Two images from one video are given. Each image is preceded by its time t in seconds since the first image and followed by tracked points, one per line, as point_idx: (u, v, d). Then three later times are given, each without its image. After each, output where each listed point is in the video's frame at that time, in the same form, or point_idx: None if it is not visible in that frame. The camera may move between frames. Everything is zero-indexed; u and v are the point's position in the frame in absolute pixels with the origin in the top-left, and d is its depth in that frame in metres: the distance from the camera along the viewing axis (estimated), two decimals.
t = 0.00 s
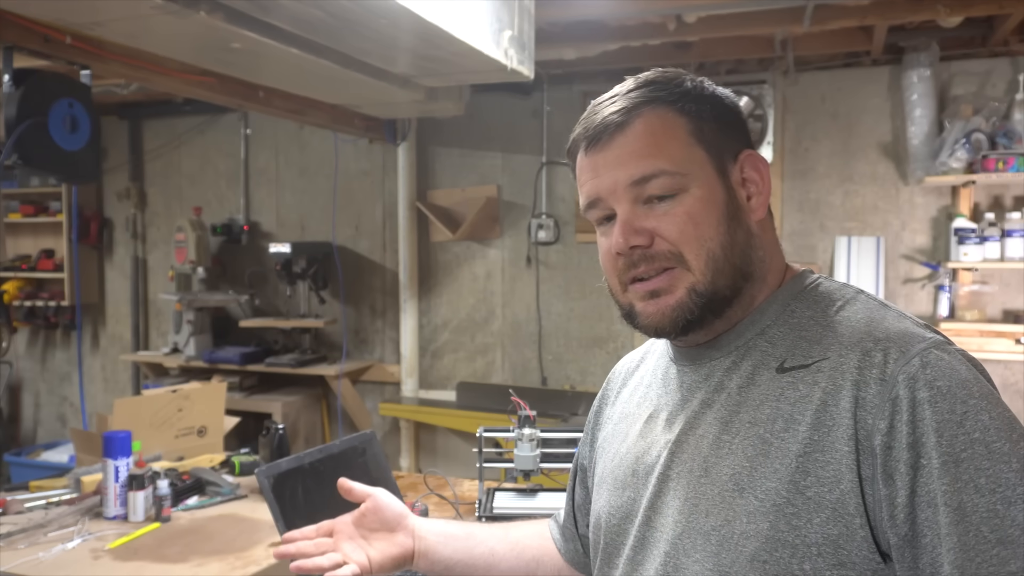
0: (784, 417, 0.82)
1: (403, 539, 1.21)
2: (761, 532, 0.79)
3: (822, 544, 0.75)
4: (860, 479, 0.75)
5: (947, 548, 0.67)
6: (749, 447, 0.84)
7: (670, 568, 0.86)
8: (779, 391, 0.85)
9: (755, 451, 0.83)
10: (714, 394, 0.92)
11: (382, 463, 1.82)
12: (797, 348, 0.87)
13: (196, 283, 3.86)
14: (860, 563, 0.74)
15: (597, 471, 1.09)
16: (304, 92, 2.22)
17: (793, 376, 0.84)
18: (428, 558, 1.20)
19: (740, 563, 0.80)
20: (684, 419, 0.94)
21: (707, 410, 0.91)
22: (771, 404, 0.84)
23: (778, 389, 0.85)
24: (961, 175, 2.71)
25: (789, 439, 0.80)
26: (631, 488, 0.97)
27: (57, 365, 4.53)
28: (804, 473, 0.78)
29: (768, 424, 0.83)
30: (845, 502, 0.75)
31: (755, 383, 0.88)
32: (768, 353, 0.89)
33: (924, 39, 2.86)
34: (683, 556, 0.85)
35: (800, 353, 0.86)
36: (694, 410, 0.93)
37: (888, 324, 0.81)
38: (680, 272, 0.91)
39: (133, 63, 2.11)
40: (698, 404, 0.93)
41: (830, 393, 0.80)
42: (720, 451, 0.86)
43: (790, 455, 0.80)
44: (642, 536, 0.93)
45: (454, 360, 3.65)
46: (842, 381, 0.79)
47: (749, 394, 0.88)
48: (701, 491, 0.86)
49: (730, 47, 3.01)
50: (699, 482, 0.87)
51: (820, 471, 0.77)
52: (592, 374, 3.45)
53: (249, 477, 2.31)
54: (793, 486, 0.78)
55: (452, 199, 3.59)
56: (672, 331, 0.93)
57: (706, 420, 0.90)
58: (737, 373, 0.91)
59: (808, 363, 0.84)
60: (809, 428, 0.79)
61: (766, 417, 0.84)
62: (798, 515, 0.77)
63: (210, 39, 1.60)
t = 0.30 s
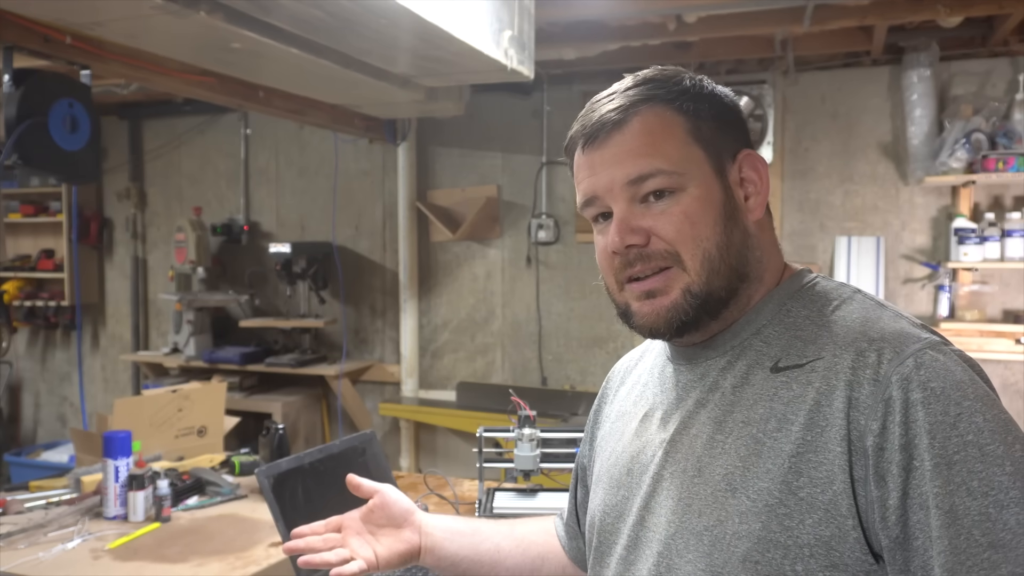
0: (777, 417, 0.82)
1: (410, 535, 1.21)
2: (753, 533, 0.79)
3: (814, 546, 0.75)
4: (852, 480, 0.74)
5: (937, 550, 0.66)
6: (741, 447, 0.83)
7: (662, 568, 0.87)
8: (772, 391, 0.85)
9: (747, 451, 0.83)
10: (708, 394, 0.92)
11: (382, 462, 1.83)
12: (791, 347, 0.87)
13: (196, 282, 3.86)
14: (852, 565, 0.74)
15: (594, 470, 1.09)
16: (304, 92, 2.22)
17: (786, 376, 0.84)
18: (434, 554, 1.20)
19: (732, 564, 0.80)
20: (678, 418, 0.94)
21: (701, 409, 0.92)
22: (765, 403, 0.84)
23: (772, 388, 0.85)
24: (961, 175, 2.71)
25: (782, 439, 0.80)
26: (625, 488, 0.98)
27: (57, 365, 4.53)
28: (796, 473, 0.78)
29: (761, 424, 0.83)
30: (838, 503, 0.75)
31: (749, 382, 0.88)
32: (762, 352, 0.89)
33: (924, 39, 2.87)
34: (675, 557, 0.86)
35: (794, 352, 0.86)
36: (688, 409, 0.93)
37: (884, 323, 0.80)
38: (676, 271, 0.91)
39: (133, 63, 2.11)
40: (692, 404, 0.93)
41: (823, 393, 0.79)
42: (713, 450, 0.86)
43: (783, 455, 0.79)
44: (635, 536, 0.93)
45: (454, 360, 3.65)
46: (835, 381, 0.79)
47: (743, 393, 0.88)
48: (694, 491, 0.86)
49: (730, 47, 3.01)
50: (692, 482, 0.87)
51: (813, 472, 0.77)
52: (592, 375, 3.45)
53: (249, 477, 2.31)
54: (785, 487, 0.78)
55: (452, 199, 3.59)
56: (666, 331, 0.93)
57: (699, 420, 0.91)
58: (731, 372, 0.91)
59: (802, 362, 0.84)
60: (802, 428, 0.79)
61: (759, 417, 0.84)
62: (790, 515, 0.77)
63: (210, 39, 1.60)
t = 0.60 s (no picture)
0: (771, 421, 0.82)
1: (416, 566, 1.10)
2: (748, 538, 0.79)
3: (809, 552, 0.75)
4: (847, 485, 0.74)
5: (928, 556, 0.66)
6: (735, 451, 0.83)
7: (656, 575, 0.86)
8: (766, 394, 0.84)
9: (741, 455, 0.83)
10: (703, 396, 0.92)
11: (382, 463, 1.82)
12: (785, 349, 0.87)
13: (196, 282, 3.86)
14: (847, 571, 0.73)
15: (590, 473, 1.09)
16: (304, 92, 2.22)
17: (780, 378, 0.84)
18: None
19: (727, 570, 0.80)
20: (672, 422, 0.94)
21: (695, 413, 0.91)
22: (758, 406, 0.84)
23: (765, 391, 0.85)
24: (961, 174, 2.71)
25: (776, 443, 0.80)
26: (621, 493, 0.97)
27: (56, 364, 4.53)
28: (791, 478, 0.78)
29: (755, 428, 0.83)
30: (833, 508, 0.74)
31: (742, 385, 0.88)
32: (755, 354, 0.89)
33: (924, 39, 2.86)
34: (669, 562, 0.85)
35: (788, 354, 0.86)
36: (683, 413, 0.93)
37: (878, 325, 0.80)
38: (692, 267, 0.91)
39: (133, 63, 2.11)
40: (686, 407, 0.93)
41: (817, 396, 0.79)
42: (706, 454, 0.86)
43: (777, 460, 0.79)
44: (630, 542, 0.92)
45: (454, 360, 3.65)
46: (829, 384, 0.79)
47: (736, 396, 0.87)
48: (688, 497, 0.86)
49: (730, 47, 3.02)
50: (685, 486, 0.87)
51: (808, 477, 0.77)
52: (592, 375, 3.45)
53: (249, 477, 2.31)
54: (779, 492, 0.78)
55: (452, 199, 3.59)
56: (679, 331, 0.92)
57: (693, 423, 0.91)
58: (726, 375, 0.91)
59: (795, 365, 0.84)
60: (796, 432, 0.79)
61: (753, 421, 0.84)
62: (785, 521, 0.77)
63: (210, 39, 1.60)
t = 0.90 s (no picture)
0: (776, 436, 0.82)
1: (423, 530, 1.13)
2: (752, 557, 0.79)
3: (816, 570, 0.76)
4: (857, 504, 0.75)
5: None
6: (738, 466, 0.83)
7: None
8: (770, 408, 0.84)
9: (744, 471, 0.83)
10: (700, 406, 0.91)
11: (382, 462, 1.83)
12: (788, 360, 0.86)
13: (196, 283, 3.86)
14: None
15: (572, 477, 1.08)
16: (304, 93, 2.22)
17: (784, 391, 0.84)
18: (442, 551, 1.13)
19: None
20: (666, 431, 0.93)
21: (691, 423, 0.91)
22: (762, 420, 0.84)
23: (769, 404, 0.84)
24: (961, 174, 2.71)
25: (782, 459, 0.80)
26: (610, 503, 0.97)
27: (57, 365, 4.53)
28: (797, 496, 0.78)
29: (759, 442, 0.83)
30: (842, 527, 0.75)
31: (744, 397, 0.87)
32: (757, 364, 0.88)
33: (924, 39, 2.86)
34: None
35: (791, 366, 0.85)
36: (678, 422, 0.92)
37: (886, 339, 0.80)
38: (703, 267, 0.90)
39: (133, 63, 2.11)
40: (681, 416, 0.92)
41: (827, 413, 0.79)
42: (706, 468, 0.86)
43: (783, 477, 0.80)
44: (620, 553, 0.92)
45: (454, 360, 3.65)
46: (839, 401, 0.79)
47: (737, 408, 0.87)
48: (686, 511, 0.86)
49: (730, 47, 3.02)
50: (683, 500, 0.87)
51: (816, 495, 0.77)
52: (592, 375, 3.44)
53: (249, 477, 2.31)
54: (786, 510, 0.78)
55: (452, 198, 3.59)
56: (686, 339, 0.92)
57: (690, 434, 0.90)
58: (726, 386, 0.90)
59: (800, 378, 0.84)
60: (804, 449, 0.79)
61: (756, 435, 0.84)
62: (791, 539, 0.78)
63: (210, 40, 1.60)
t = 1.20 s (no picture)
0: (765, 453, 0.78)
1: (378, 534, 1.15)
2: None
3: None
4: (851, 527, 0.72)
5: None
6: (725, 485, 0.80)
7: None
8: (757, 423, 0.80)
9: (731, 490, 0.79)
10: (682, 420, 0.87)
11: (382, 463, 1.83)
12: (776, 372, 0.82)
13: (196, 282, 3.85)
14: None
15: (544, 490, 1.04)
16: (304, 92, 2.21)
17: (772, 406, 0.81)
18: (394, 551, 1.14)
19: None
20: (646, 446, 0.89)
21: (674, 437, 0.87)
22: (749, 436, 0.80)
23: (757, 420, 0.81)
24: (961, 174, 2.71)
25: (773, 479, 0.77)
26: (587, 521, 0.92)
27: (56, 364, 4.52)
28: (788, 518, 0.75)
29: (746, 459, 0.79)
30: (835, 551, 0.72)
31: (729, 411, 0.83)
32: (742, 375, 0.85)
33: (924, 39, 2.86)
34: None
35: (779, 379, 0.82)
36: (659, 436, 0.88)
37: (879, 351, 0.77)
38: (678, 273, 0.86)
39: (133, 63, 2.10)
40: (662, 430, 0.88)
41: (819, 430, 0.76)
42: (691, 487, 0.82)
43: (773, 497, 0.76)
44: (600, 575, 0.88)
45: (454, 360, 3.65)
46: (832, 417, 0.76)
47: (722, 423, 0.83)
48: (671, 532, 0.82)
49: (730, 47, 3.01)
50: (668, 521, 0.83)
51: (808, 517, 0.74)
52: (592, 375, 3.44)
53: (249, 477, 2.30)
54: (776, 532, 0.75)
55: (451, 198, 3.58)
56: (660, 345, 0.88)
57: (673, 449, 0.86)
58: (709, 398, 0.86)
59: (789, 393, 0.80)
60: (795, 468, 0.76)
61: (743, 452, 0.80)
62: (781, 563, 0.74)
63: (209, 39, 1.60)
